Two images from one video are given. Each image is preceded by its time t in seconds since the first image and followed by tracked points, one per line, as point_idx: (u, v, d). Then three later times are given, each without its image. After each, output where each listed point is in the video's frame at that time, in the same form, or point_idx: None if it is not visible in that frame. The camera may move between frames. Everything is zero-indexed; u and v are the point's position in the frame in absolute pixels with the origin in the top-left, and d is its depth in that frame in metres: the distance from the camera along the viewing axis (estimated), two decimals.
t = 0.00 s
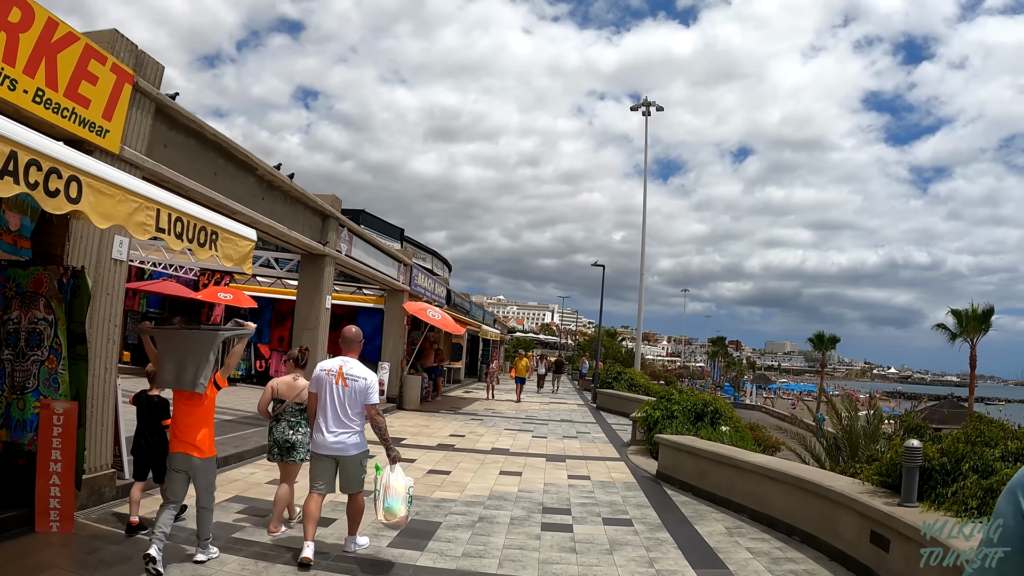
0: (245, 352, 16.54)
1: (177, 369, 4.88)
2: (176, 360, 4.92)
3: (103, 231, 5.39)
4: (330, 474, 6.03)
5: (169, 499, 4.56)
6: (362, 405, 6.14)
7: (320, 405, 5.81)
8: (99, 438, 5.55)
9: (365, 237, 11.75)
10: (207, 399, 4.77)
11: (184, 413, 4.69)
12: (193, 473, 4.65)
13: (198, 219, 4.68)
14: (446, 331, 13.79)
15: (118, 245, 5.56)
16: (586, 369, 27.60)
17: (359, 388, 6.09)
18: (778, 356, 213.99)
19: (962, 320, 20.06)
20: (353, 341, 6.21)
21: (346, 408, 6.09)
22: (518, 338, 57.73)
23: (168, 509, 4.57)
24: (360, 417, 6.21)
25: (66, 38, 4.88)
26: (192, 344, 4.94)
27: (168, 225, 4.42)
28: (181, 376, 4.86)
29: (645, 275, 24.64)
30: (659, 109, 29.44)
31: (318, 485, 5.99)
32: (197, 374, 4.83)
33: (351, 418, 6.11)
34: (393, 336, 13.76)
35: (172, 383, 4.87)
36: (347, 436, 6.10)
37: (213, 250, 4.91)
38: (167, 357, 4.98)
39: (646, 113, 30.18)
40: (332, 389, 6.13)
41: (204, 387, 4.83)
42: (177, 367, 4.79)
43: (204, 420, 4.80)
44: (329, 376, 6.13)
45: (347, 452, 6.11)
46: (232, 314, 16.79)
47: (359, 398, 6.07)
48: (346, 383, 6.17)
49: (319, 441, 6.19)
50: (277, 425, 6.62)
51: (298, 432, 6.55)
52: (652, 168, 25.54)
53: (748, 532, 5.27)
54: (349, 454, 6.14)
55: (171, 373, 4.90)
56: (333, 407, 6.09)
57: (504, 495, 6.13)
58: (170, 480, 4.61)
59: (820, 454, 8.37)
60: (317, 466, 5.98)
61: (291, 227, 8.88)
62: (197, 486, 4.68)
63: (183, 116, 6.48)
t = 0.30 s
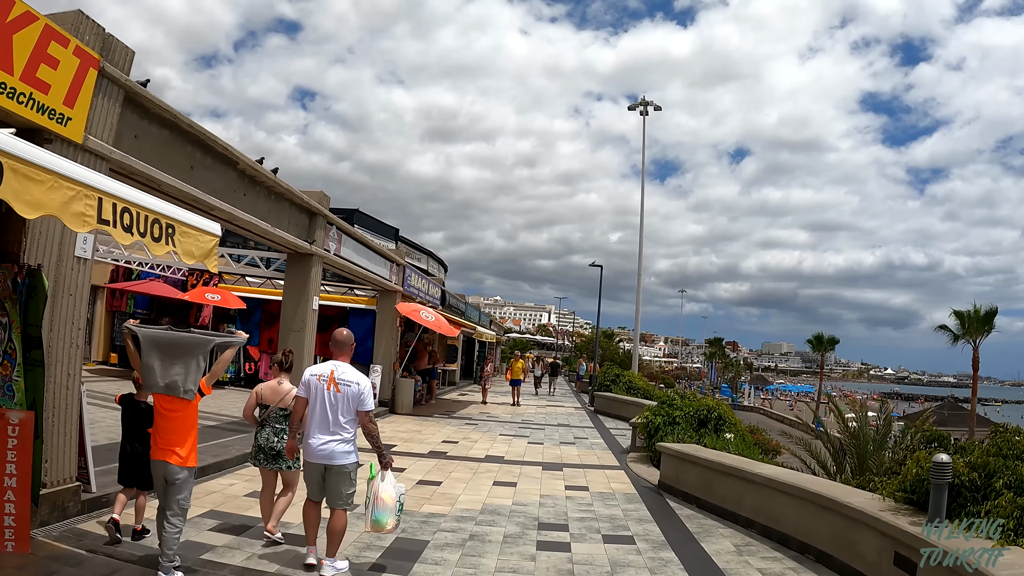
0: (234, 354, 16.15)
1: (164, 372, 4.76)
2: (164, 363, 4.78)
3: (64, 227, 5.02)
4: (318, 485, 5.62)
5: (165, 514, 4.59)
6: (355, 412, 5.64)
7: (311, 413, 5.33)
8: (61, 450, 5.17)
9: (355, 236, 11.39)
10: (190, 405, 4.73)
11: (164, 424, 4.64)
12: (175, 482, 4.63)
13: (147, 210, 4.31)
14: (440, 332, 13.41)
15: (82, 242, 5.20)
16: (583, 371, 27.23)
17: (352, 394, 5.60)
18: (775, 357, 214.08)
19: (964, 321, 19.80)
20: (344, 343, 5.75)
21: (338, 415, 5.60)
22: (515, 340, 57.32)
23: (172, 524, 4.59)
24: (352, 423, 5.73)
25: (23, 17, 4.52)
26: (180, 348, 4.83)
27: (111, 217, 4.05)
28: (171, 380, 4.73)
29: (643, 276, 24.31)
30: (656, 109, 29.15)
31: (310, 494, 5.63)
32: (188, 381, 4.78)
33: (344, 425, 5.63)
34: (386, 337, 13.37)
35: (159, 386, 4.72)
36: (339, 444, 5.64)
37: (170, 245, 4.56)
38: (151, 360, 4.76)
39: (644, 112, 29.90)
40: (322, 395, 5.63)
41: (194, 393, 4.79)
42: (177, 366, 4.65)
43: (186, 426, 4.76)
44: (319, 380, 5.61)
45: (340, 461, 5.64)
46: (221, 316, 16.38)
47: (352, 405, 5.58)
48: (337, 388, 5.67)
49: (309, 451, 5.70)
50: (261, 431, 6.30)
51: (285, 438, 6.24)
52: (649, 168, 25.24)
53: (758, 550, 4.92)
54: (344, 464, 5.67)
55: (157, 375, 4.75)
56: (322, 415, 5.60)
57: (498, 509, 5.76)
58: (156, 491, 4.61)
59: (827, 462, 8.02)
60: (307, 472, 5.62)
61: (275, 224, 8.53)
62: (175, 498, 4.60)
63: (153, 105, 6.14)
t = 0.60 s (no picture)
0: (222, 353, 15.75)
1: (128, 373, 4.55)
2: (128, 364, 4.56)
3: (20, 210, 4.65)
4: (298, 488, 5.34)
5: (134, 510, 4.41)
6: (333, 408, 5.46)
7: (286, 412, 5.11)
8: (15, 451, 4.79)
9: (344, 229, 11.00)
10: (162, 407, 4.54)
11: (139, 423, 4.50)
12: (150, 481, 4.48)
13: (85, 180, 4.22)
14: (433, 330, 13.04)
15: (42, 227, 4.82)
16: (580, 371, 26.87)
17: (326, 390, 5.41)
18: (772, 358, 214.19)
19: (967, 321, 19.56)
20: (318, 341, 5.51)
21: (314, 415, 5.40)
22: (512, 340, 56.94)
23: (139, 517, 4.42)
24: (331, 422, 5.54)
25: None
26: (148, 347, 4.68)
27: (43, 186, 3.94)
28: (137, 381, 4.54)
29: (641, 275, 23.99)
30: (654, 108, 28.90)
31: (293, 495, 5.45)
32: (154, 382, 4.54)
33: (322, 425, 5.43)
34: (377, 336, 13.00)
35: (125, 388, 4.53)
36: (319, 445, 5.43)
37: (113, 218, 4.49)
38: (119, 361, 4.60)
39: (642, 110, 29.72)
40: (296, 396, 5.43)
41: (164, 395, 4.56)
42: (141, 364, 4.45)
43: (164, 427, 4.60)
44: (290, 381, 5.41)
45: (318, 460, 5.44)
46: (209, 313, 16.01)
47: (328, 402, 5.40)
48: (310, 387, 5.47)
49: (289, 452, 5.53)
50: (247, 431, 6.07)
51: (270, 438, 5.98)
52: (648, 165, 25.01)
53: (767, 560, 4.57)
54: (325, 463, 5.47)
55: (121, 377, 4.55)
56: (298, 417, 5.39)
57: (487, 515, 5.39)
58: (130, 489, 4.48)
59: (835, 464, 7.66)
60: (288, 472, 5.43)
61: (258, 214, 8.18)
62: (149, 496, 4.46)
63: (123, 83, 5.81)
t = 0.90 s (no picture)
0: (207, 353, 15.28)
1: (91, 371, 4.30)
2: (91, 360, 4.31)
3: None
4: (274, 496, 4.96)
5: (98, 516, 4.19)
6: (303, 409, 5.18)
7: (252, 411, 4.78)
8: None
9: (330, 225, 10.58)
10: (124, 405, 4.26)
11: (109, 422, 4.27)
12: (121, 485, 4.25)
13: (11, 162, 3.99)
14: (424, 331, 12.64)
15: None
16: (576, 372, 26.51)
17: (294, 390, 5.13)
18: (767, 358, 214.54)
19: (968, 321, 19.33)
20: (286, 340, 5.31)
21: (284, 416, 5.08)
22: (507, 340, 56.53)
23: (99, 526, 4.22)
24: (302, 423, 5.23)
25: None
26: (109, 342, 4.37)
27: None
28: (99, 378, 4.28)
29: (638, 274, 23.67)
30: (650, 106, 28.54)
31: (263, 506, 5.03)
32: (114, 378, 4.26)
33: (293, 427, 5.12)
34: (366, 336, 12.60)
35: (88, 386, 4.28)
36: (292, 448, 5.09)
37: (32, 205, 4.23)
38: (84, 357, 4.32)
39: (638, 108, 29.42)
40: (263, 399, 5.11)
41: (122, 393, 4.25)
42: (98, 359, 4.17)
43: (135, 427, 4.38)
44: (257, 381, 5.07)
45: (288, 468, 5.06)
46: (194, 312, 15.54)
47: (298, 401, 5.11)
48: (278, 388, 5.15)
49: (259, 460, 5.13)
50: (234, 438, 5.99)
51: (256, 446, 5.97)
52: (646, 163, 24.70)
53: None
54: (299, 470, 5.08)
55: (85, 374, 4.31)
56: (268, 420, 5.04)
57: (473, 531, 5.00)
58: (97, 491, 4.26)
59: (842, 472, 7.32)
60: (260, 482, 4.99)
61: (235, 208, 7.77)
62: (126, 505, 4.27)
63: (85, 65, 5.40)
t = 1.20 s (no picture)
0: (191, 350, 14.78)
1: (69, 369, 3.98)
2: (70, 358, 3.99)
3: None
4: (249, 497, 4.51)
5: (68, 513, 3.90)
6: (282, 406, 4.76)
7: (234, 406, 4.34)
8: None
9: (316, 217, 10.16)
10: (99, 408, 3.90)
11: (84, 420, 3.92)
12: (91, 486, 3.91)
13: None
14: (414, 328, 12.25)
15: None
16: (570, 370, 26.20)
17: (274, 386, 4.70)
18: (761, 358, 215.03)
19: (969, 321, 19.13)
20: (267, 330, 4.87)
21: (263, 414, 4.64)
22: (502, 339, 56.18)
23: (66, 521, 3.89)
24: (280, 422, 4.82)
25: None
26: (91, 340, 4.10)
27: None
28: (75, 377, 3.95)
29: (634, 272, 23.39)
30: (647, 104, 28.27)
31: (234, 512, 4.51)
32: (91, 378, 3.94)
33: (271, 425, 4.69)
34: (355, 333, 12.19)
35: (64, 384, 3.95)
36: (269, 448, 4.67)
37: None
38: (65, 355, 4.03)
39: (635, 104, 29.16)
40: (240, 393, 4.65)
41: (100, 394, 3.91)
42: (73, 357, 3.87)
43: (112, 429, 3.99)
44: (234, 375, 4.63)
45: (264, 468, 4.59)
46: (178, 308, 15.07)
47: (278, 398, 4.69)
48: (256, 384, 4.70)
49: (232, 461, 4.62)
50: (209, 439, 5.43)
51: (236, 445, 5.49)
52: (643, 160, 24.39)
53: None
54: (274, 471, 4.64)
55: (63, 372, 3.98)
56: (244, 417, 4.59)
57: (460, 540, 4.62)
58: (71, 489, 3.97)
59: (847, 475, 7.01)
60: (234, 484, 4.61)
61: (212, 195, 7.35)
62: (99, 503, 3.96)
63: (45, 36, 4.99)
